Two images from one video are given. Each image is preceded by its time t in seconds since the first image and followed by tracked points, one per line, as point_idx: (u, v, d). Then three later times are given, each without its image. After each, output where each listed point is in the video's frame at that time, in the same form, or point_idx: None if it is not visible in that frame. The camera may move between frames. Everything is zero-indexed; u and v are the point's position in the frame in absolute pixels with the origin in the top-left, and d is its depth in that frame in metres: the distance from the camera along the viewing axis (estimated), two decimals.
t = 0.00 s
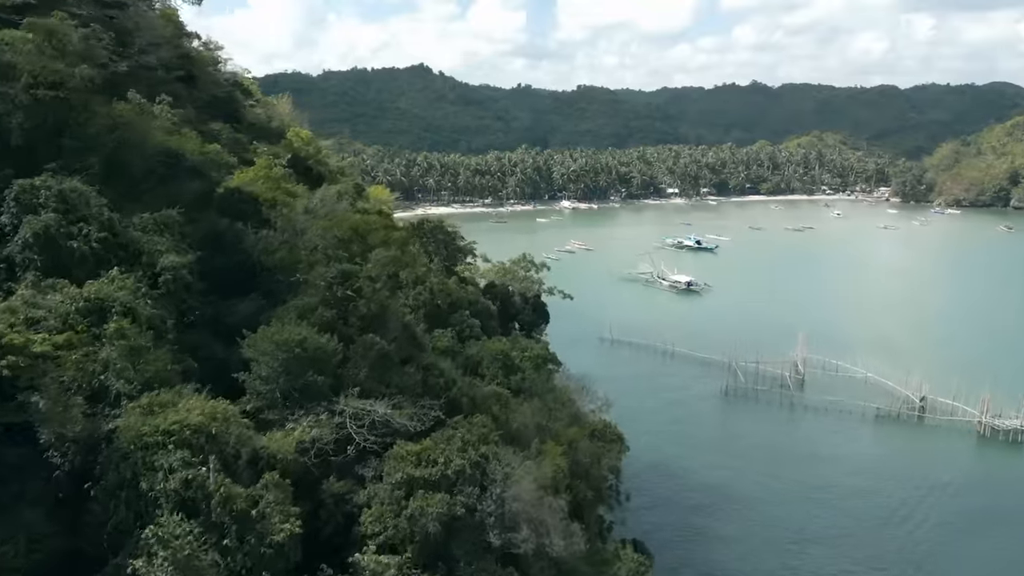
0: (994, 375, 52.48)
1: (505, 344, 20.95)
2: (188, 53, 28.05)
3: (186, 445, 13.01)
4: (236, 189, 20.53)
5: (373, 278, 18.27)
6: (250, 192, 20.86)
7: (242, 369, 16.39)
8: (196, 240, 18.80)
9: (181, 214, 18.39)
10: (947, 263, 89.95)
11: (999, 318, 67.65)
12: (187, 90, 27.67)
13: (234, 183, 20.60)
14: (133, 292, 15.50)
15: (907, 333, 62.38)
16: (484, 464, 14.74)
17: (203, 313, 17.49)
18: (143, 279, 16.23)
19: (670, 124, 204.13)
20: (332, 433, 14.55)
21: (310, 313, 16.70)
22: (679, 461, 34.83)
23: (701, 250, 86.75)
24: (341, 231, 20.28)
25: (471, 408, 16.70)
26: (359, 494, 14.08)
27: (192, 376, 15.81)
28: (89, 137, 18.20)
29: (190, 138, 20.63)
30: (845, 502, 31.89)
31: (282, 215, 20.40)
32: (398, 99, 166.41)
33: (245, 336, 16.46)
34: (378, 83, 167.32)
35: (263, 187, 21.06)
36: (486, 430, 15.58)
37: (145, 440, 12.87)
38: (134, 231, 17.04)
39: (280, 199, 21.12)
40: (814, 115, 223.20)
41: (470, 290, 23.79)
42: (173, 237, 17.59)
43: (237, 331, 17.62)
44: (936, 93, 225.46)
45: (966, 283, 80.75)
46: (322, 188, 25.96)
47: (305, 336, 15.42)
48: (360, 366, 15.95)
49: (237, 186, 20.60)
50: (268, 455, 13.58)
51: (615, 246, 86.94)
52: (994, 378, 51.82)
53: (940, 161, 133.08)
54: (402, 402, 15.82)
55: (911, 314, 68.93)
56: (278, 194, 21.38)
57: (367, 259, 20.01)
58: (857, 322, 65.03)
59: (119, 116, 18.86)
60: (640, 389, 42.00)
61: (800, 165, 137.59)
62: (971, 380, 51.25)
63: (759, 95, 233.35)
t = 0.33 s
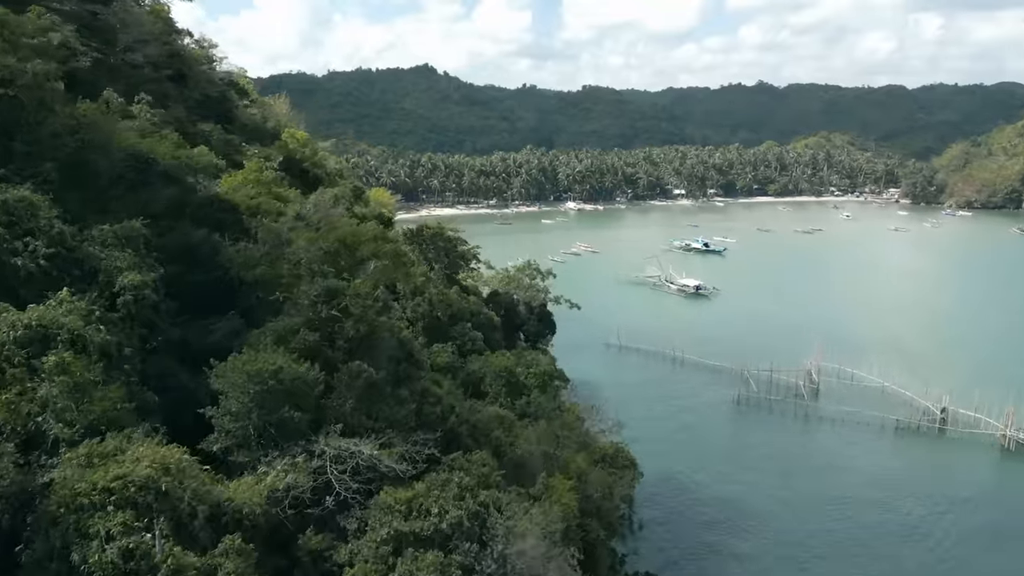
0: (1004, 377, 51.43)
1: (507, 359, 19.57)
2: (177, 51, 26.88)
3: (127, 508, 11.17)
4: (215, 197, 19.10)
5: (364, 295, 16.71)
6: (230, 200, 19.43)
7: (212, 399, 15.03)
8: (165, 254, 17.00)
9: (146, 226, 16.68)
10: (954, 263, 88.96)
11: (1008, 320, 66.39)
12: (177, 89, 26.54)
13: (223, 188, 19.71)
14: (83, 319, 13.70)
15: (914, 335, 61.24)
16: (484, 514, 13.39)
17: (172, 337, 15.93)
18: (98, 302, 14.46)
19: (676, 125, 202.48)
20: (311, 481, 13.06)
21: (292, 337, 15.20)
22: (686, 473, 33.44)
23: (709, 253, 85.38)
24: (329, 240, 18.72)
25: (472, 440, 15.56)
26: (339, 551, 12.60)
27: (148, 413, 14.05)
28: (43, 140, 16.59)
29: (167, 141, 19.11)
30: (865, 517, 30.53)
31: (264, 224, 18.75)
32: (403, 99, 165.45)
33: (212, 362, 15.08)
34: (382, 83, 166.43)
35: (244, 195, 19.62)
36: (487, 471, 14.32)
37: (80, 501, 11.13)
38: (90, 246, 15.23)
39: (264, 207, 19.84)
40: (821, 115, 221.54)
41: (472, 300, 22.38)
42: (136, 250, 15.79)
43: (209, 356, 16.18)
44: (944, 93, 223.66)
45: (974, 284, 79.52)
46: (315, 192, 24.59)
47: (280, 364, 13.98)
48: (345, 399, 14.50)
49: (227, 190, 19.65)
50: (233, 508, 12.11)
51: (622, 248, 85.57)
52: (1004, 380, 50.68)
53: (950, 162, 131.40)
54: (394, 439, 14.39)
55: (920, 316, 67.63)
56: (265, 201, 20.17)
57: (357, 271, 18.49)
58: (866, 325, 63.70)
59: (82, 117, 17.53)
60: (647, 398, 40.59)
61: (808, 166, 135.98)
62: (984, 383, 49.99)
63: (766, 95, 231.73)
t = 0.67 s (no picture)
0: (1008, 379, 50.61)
1: (511, 380, 18.11)
2: (166, 48, 25.60)
3: None
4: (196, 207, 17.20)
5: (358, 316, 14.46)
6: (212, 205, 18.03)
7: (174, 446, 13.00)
8: (127, 272, 15.06)
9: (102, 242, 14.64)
10: (958, 265, 88.01)
11: (1011, 321, 65.77)
12: (166, 88, 25.26)
13: (209, 193, 18.49)
14: (18, 351, 11.74)
15: (919, 336, 60.36)
16: None
17: (135, 364, 13.86)
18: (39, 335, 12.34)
19: (683, 125, 200.91)
20: (282, 543, 11.13)
21: (268, 367, 12.94)
22: (696, 486, 32.00)
23: (718, 255, 83.84)
24: (312, 253, 16.88)
25: (471, 476, 14.28)
26: None
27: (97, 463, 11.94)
28: None
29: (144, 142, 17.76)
30: (885, 532, 29.22)
31: (238, 237, 16.87)
32: (408, 99, 164.37)
33: (168, 399, 13.14)
34: (388, 83, 165.46)
35: (230, 199, 18.28)
36: (487, 525, 13.07)
37: None
38: (33, 265, 13.22)
39: (248, 218, 17.97)
40: (829, 115, 219.58)
41: (475, 312, 21.10)
42: (88, 271, 13.68)
43: (173, 389, 14.06)
44: (953, 93, 221.68)
45: (979, 286, 78.70)
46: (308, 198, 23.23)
47: (250, 405, 11.82)
48: (325, 439, 12.54)
49: (214, 195, 18.48)
50: None
51: (629, 250, 84.04)
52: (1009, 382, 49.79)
53: (962, 164, 129.55)
54: (381, 487, 12.77)
55: (923, 316, 66.95)
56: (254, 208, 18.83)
57: (343, 293, 16.59)
58: (873, 326, 62.71)
59: (38, 116, 15.16)
60: (657, 406, 39.02)
61: (818, 167, 134.16)
62: (991, 386, 48.99)
63: (773, 95, 229.88)
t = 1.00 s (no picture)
0: None
1: (514, 401, 16.71)
2: (154, 45, 24.44)
3: None
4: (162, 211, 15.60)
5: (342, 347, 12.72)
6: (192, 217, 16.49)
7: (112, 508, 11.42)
8: (77, 294, 13.41)
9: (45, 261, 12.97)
10: (969, 266, 86.68)
11: None
12: (154, 86, 24.03)
13: (190, 199, 17.09)
14: None
15: (932, 340, 59.07)
16: None
17: (81, 402, 12.29)
18: None
19: (691, 125, 199.05)
20: None
21: (235, 406, 11.24)
22: (708, 502, 30.54)
23: (728, 258, 82.29)
24: (290, 270, 14.97)
25: (470, 522, 12.93)
26: None
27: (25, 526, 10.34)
28: None
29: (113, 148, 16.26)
30: (910, 552, 27.76)
31: (209, 251, 15.07)
32: (414, 99, 163.33)
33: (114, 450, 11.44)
34: (393, 83, 164.58)
35: (210, 207, 16.81)
36: None
37: None
38: None
39: (226, 233, 16.15)
40: (838, 115, 217.48)
41: (476, 324, 19.90)
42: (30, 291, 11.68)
43: (126, 432, 12.42)
44: (963, 94, 219.61)
45: (991, 288, 77.26)
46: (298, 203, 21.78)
47: (206, 459, 10.10)
48: (297, 492, 10.96)
49: (196, 202, 17.08)
50: None
51: (638, 253, 82.53)
52: None
53: (975, 165, 127.62)
54: (363, 551, 10.93)
55: (934, 319, 65.75)
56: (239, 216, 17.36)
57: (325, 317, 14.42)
58: (885, 330, 61.43)
59: None
60: (667, 417, 37.58)
61: (828, 168, 132.32)
62: (1008, 391, 47.81)
63: (781, 95, 227.99)
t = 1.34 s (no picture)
0: None
1: (520, 424, 15.41)
2: (142, 41, 23.37)
3: None
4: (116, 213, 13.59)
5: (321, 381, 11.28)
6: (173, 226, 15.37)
7: None
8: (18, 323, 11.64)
9: None
10: (979, 267, 85.44)
11: None
12: (140, 84, 22.94)
13: (172, 205, 15.97)
14: None
15: (943, 341, 57.93)
16: None
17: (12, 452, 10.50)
18: None
19: (699, 125, 197.36)
20: None
21: (196, 453, 9.82)
22: (723, 519, 29.16)
23: (739, 261, 80.81)
24: (264, 292, 12.43)
25: None
26: None
27: None
28: None
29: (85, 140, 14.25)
30: (932, 570, 26.40)
31: (169, 269, 12.88)
32: (420, 99, 162.63)
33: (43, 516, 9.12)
34: (400, 83, 164.11)
35: (193, 215, 15.72)
36: None
37: None
38: None
39: (198, 243, 14.36)
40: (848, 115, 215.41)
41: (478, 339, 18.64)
42: None
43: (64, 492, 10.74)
44: (974, 93, 217.57)
45: (1004, 290, 75.77)
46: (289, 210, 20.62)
47: (144, 533, 8.69)
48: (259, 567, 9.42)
49: (179, 208, 15.97)
50: None
51: (646, 256, 81.16)
52: None
53: (988, 166, 125.70)
54: None
55: (945, 320, 64.53)
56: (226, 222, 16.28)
57: (301, 343, 12.32)
58: (897, 332, 60.17)
59: None
60: (677, 426, 36.13)
61: (839, 168, 130.57)
62: None
63: (790, 95, 226.17)
